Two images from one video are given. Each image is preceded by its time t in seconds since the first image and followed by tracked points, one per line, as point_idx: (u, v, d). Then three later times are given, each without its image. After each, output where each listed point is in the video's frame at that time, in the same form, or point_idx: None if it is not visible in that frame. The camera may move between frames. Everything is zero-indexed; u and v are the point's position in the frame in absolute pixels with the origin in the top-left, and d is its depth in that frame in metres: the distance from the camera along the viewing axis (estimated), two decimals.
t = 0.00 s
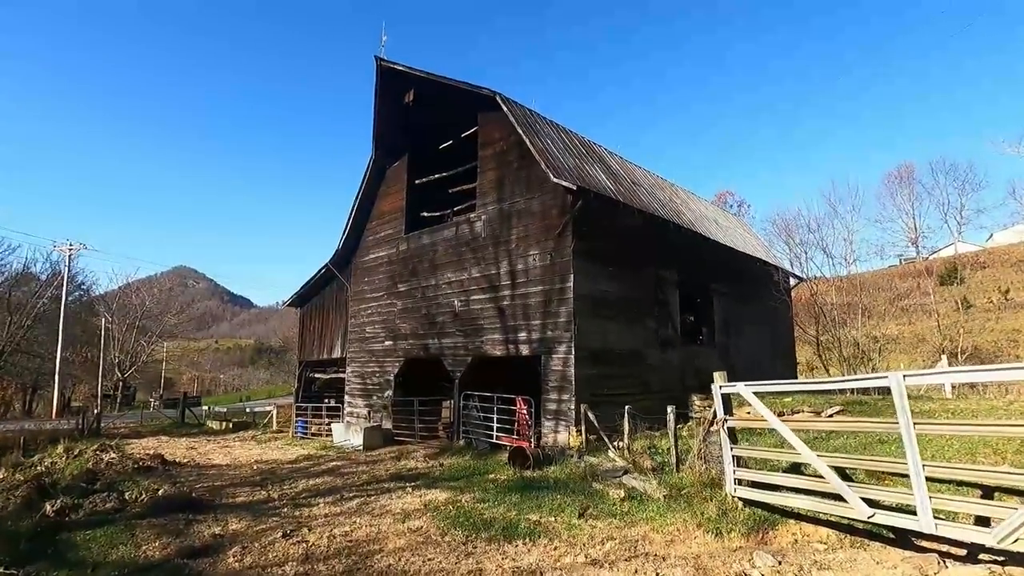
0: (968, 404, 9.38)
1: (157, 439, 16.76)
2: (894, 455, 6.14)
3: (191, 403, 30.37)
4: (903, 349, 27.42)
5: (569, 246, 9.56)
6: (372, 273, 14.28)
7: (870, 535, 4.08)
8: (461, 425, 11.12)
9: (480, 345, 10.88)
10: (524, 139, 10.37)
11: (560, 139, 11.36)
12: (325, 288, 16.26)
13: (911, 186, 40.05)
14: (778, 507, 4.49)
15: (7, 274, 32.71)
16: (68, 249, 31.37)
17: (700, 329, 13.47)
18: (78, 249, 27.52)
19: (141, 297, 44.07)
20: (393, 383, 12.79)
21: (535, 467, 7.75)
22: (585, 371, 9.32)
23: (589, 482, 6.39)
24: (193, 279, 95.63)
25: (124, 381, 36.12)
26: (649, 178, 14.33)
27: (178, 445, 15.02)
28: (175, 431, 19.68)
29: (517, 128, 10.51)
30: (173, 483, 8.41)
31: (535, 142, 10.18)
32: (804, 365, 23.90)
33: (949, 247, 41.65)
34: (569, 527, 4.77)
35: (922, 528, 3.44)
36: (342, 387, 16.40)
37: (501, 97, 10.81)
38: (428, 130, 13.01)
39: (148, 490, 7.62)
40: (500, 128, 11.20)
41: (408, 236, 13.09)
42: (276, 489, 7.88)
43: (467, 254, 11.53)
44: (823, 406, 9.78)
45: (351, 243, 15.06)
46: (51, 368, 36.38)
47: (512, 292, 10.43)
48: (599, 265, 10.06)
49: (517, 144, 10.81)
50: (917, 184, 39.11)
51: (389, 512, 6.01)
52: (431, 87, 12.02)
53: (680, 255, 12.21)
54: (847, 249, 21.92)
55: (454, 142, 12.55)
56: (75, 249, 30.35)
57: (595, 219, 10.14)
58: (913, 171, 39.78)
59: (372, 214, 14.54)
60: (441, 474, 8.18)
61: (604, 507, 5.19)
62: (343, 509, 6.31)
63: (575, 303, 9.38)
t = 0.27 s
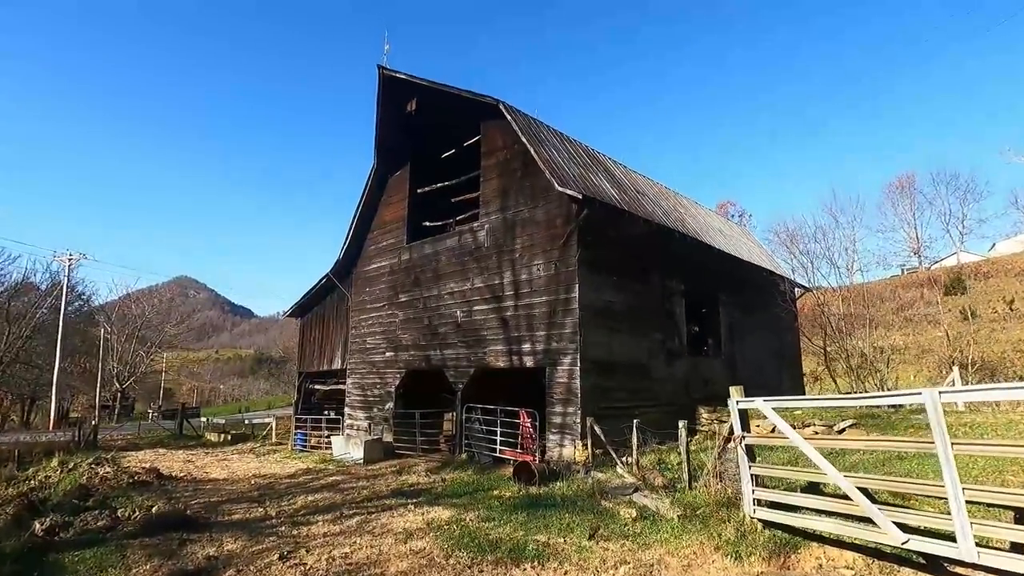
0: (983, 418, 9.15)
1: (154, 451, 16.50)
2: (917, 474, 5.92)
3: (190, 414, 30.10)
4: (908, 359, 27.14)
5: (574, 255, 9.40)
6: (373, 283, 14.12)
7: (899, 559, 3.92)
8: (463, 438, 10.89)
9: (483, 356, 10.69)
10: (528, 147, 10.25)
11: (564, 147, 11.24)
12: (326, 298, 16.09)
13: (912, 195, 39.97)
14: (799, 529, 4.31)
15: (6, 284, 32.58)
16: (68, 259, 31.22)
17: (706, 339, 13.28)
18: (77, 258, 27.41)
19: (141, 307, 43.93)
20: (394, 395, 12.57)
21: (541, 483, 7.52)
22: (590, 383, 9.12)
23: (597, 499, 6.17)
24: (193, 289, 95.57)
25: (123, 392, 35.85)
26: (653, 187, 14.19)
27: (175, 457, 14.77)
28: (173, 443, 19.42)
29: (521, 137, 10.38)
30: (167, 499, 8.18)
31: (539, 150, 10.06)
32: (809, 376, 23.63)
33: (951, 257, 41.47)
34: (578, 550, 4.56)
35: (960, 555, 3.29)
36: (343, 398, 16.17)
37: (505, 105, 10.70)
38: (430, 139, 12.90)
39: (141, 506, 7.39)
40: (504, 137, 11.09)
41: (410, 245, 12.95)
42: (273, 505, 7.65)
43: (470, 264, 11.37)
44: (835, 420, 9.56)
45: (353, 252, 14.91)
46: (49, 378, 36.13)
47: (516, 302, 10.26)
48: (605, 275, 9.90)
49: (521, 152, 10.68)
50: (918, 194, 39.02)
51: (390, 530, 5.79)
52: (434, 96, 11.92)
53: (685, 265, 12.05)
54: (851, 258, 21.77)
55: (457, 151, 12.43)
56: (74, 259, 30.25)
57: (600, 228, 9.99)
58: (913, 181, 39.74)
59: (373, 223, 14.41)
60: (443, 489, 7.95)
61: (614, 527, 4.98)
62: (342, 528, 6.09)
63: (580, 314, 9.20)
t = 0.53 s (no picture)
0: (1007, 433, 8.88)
1: (155, 466, 16.29)
2: (947, 493, 5.68)
3: (192, 428, 29.88)
4: (918, 372, 26.76)
5: (584, 266, 9.24)
6: (378, 295, 13.98)
7: None
8: (470, 453, 10.65)
9: (490, 369, 10.49)
10: (536, 157, 10.14)
11: (571, 157, 11.13)
12: (330, 310, 15.95)
13: (917, 207, 39.76)
14: (832, 552, 4.11)
15: (11, 297, 32.61)
16: (73, 271, 31.28)
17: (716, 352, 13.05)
18: (82, 271, 27.43)
19: (145, 320, 43.91)
20: (399, 409, 12.36)
21: (551, 500, 7.29)
22: (601, 397, 8.90)
23: (612, 518, 5.94)
24: (197, 302, 95.77)
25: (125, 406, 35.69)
26: (660, 198, 14.06)
27: (177, 472, 14.55)
28: (175, 457, 19.21)
29: (529, 147, 10.28)
30: (167, 517, 7.97)
31: (547, 160, 9.94)
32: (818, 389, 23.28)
33: (958, 269, 41.14)
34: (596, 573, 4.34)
35: None
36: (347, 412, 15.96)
37: (512, 116, 10.61)
38: (437, 150, 12.83)
39: (140, 524, 7.19)
40: (511, 147, 10.99)
41: (416, 257, 12.82)
42: (276, 523, 7.43)
43: (477, 275, 11.23)
44: (853, 435, 9.30)
45: (358, 264, 14.79)
46: (52, 392, 36.02)
47: (524, 313, 10.08)
48: (615, 285, 9.73)
49: (528, 162, 10.57)
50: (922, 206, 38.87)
51: (397, 551, 5.57)
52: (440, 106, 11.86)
53: (695, 276, 11.87)
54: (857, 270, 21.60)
55: (463, 162, 12.34)
56: (79, 272, 30.31)
57: (610, 239, 9.84)
58: (918, 193, 39.58)
59: (379, 235, 14.30)
60: (451, 507, 7.72)
61: (632, 549, 4.75)
62: (347, 548, 5.87)
63: (590, 325, 9.02)
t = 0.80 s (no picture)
0: None
1: (159, 482, 16.10)
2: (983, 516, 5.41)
3: (196, 443, 29.66)
4: (933, 386, 26.26)
5: (594, 278, 9.05)
6: (384, 308, 13.83)
7: None
8: (478, 470, 10.40)
9: (498, 384, 10.28)
10: (544, 168, 10.01)
11: (580, 168, 11.00)
12: (336, 324, 15.81)
13: (926, 218, 39.41)
14: None
15: (18, 312, 32.67)
16: (80, 286, 31.41)
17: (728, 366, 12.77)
18: (90, 285, 27.53)
19: (151, 335, 43.97)
20: (405, 424, 12.14)
21: (563, 520, 7.04)
22: (613, 412, 8.67)
23: (628, 540, 5.68)
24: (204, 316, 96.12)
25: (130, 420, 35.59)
26: (669, 209, 13.89)
27: (180, 489, 14.34)
28: (179, 473, 19.02)
29: (537, 157, 10.16)
30: (167, 536, 7.76)
31: (555, 170, 9.81)
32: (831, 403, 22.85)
33: (969, 281, 40.64)
34: None
35: None
36: (352, 427, 15.74)
37: (519, 126, 10.52)
38: (444, 162, 12.75)
39: (139, 544, 6.98)
40: (519, 158, 10.89)
41: (422, 269, 12.69)
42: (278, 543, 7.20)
43: (484, 288, 11.06)
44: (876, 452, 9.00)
45: (364, 277, 14.67)
46: (58, 407, 35.99)
47: (533, 326, 9.88)
48: (626, 297, 9.54)
49: (536, 173, 10.45)
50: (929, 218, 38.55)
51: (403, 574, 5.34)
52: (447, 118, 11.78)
53: (706, 288, 11.65)
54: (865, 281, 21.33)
55: (470, 173, 12.24)
56: (87, 286, 30.48)
57: (620, 250, 9.66)
58: (926, 204, 39.29)
59: (385, 248, 14.19)
60: (458, 526, 7.47)
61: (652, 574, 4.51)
62: (351, 570, 5.64)
63: (601, 338, 8.81)
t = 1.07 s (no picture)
0: None
1: (161, 497, 15.89)
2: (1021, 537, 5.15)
3: (201, 457, 29.42)
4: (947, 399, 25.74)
5: (604, 288, 8.85)
6: (389, 320, 13.67)
7: None
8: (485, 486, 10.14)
9: (506, 397, 10.05)
10: (552, 177, 9.86)
11: (588, 177, 10.85)
12: (341, 336, 15.65)
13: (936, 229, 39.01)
14: None
15: (26, 326, 32.75)
16: (87, 299, 31.47)
17: (741, 378, 12.48)
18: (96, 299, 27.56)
19: (158, 348, 43.97)
20: (411, 439, 11.90)
21: (574, 538, 6.78)
22: (624, 426, 8.41)
23: (643, 560, 5.43)
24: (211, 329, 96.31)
25: (135, 435, 35.44)
26: (678, 219, 13.69)
27: (182, 504, 14.12)
28: (182, 488, 18.80)
29: (545, 166, 10.02)
30: (166, 554, 7.54)
31: (563, 179, 9.66)
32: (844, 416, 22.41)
33: (980, 292, 40.09)
34: None
35: None
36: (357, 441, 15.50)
37: (527, 136, 10.41)
38: (450, 172, 12.64)
39: (136, 563, 6.77)
40: (526, 168, 10.76)
41: (429, 280, 12.55)
42: (279, 562, 6.97)
43: (492, 299, 10.89)
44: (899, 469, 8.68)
45: (369, 289, 14.53)
46: (63, 420, 35.92)
47: (541, 338, 9.68)
48: (636, 308, 9.33)
49: (544, 182, 10.32)
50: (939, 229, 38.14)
51: None
52: (454, 128, 11.71)
53: (718, 299, 11.41)
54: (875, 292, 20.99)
55: (477, 183, 12.14)
56: (94, 300, 30.55)
57: (630, 260, 9.47)
58: (936, 216, 38.94)
59: (391, 259, 14.07)
60: (465, 544, 7.22)
61: None
62: None
63: (611, 350, 8.59)
